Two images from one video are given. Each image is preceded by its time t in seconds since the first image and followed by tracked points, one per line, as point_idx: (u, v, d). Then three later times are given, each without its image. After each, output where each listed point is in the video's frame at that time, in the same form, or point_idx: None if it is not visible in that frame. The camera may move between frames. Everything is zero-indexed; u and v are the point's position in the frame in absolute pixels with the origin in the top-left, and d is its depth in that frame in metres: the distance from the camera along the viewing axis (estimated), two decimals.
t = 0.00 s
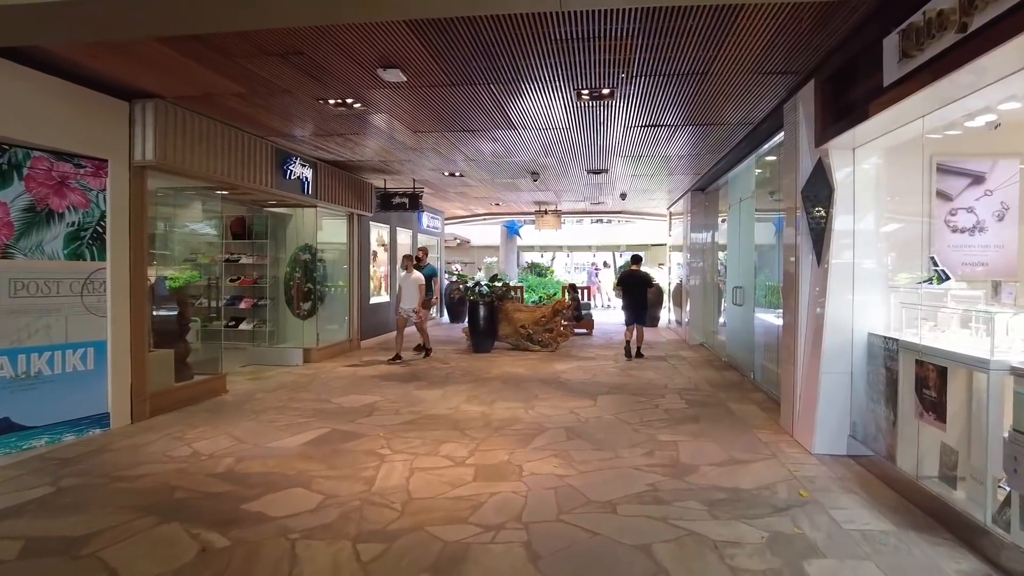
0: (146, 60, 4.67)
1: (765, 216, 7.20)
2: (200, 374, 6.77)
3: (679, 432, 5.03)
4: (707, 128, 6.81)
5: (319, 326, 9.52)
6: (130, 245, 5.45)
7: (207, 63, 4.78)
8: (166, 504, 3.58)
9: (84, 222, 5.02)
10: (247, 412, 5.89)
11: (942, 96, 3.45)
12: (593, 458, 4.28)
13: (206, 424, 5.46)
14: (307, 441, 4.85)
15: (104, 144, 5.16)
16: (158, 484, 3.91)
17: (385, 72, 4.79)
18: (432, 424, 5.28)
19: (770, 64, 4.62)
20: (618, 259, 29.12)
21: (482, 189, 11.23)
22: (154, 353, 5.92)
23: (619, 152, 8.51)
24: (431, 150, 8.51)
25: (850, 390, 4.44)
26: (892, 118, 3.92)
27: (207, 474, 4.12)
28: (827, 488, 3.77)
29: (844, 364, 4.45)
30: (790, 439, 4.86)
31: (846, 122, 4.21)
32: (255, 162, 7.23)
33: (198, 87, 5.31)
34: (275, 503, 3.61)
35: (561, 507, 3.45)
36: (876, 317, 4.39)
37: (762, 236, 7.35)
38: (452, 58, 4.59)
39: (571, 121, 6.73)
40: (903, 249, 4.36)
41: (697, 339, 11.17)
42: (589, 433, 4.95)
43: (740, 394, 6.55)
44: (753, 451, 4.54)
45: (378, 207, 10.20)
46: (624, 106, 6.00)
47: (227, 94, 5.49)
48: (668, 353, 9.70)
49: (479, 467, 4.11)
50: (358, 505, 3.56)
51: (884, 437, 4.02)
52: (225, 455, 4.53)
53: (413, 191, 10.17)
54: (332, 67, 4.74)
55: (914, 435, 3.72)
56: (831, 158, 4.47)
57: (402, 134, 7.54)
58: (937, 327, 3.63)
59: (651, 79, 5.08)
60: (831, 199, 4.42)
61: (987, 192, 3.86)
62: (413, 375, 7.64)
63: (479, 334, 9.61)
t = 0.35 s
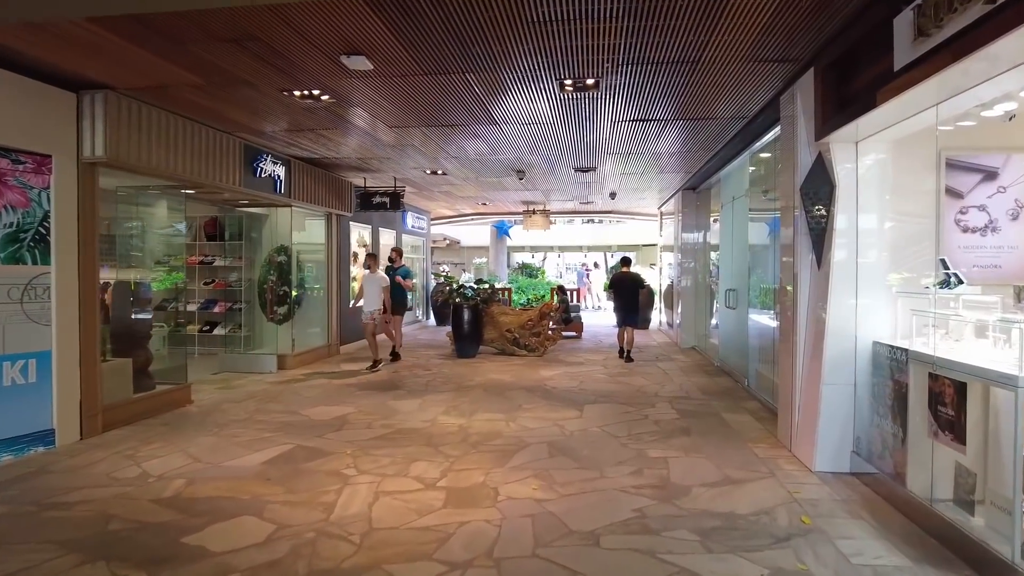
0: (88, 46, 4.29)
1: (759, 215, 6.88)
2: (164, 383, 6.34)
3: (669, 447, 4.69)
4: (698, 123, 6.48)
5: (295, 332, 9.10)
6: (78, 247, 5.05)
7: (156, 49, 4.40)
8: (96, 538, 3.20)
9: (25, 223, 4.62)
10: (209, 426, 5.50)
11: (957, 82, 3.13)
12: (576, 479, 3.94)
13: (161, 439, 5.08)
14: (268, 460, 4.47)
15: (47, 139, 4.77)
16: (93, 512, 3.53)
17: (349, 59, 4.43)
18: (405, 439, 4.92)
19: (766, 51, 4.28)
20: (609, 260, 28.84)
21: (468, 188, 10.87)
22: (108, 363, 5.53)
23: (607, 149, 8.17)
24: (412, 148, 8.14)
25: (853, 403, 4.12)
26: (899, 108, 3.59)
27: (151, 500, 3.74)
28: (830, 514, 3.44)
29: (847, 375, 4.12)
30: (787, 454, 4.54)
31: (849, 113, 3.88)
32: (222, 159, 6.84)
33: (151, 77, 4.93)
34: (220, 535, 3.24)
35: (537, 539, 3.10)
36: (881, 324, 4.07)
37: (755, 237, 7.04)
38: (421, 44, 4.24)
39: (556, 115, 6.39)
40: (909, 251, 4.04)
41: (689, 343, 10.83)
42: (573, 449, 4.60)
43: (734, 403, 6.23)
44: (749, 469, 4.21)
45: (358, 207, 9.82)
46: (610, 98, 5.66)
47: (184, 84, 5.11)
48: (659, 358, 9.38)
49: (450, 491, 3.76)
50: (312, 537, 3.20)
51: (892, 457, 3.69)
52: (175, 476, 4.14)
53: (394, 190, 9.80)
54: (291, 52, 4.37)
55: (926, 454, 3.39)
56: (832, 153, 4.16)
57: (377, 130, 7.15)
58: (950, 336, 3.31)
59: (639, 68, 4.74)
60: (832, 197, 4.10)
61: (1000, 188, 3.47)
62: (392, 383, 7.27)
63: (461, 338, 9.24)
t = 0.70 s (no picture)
0: (23, 22, 3.89)
1: (757, 212, 6.55)
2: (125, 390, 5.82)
3: (664, 461, 4.35)
4: (693, 114, 6.14)
5: (271, 334, 8.61)
6: (21, 244, 4.63)
7: (99, 26, 4.01)
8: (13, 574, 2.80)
9: None
10: (168, 437, 5.10)
11: (987, 58, 2.78)
12: (562, 500, 3.59)
13: (113, 452, 4.67)
14: (225, 478, 4.08)
15: None
16: (17, 542, 3.13)
17: (313, 37, 4.05)
18: (378, 454, 4.54)
19: (769, 31, 3.93)
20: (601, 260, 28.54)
21: (454, 185, 10.49)
22: (60, 369, 5.11)
23: (596, 143, 7.82)
24: (393, 141, 7.75)
25: (865, 414, 3.78)
26: (918, 91, 3.25)
27: (87, 526, 3.34)
28: (844, 541, 3.09)
29: (857, 384, 3.77)
30: (791, 470, 4.19)
31: (862, 97, 3.53)
32: (189, 151, 6.43)
33: (101, 59, 4.53)
34: (159, 569, 2.85)
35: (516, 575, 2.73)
36: (895, 329, 3.72)
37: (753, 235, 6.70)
38: (392, 21, 3.87)
39: (543, 105, 6.03)
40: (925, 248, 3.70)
41: (683, 345, 10.49)
42: (559, 465, 4.24)
43: (731, 411, 5.89)
44: (751, 487, 3.86)
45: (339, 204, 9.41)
46: (600, 86, 5.31)
47: (138, 66, 4.71)
48: (653, 361, 9.03)
49: (421, 516, 3.39)
50: (261, 572, 2.82)
51: (910, 476, 3.35)
52: (119, 497, 3.74)
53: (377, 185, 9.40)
54: (249, 28, 3.98)
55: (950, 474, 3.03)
56: (842, 142, 3.81)
57: (354, 122, 6.75)
58: (978, 343, 2.96)
59: (632, 50, 4.37)
60: (841, 190, 3.76)
61: None
62: (371, 390, 6.90)
63: (446, 341, 8.84)
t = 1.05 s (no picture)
0: None
1: (753, 208, 6.21)
2: (81, 395, 5.46)
3: (653, 475, 3.99)
4: (686, 101, 5.79)
5: (245, 335, 8.22)
6: None
7: None
8: None
9: None
10: (118, 447, 4.70)
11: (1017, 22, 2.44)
12: (539, 522, 3.23)
13: (54, 464, 4.27)
14: (170, 495, 3.70)
15: None
16: None
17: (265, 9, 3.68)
18: (343, 468, 4.17)
19: (769, 3, 3.58)
20: (594, 259, 28.22)
21: (438, 180, 10.12)
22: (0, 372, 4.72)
23: (585, 134, 7.47)
24: (372, 132, 7.37)
25: (874, 425, 3.43)
26: (934, 65, 2.91)
27: None
28: (854, 571, 2.74)
29: (866, 393, 3.42)
30: (791, 485, 3.84)
31: (870, 74, 3.19)
32: (150, 141, 6.04)
33: (38, 35, 4.16)
34: None
35: None
36: (906, 331, 3.38)
37: (748, 232, 6.36)
38: None
39: (526, 92, 5.67)
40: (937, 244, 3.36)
41: (676, 346, 10.16)
42: (538, 480, 3.88)
43: (726, 417, 5.55)
44: (747, 505, 3.51)
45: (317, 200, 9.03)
46: (586, 69, 4.95)
47: (80, 44, 4.33)
48: (644, 363, 8.69)
49: (379, 541, 3.03)
50: None
51: (926, 495, 3.00)
52: (45, 518, 3.34)
53: (357, 180, 9.03)
54: None
55: (973, 495, 2.69)
56: (848, 126, 3.47)
57: (327, 111, 6.38)
58: (1002, 347, 2.61)
59: (618, 27, 4.02)
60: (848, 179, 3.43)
61: None
62: (346, 395, 6.53)
63: (429, 343, 8.45)
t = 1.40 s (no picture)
0: None
1: (748, 208, 5.87)
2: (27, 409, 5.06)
3: (641, 501, 3.63)
4: (678, 93, 5.44)
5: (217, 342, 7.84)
6: None
7: None
8: None
9: None
10: (60, 467, 4.31)
11: None
12: (509, 562, 2.87)
13: None
14: (103, 528, 3.32)
15: None
16: None
17: None
18: (301, 495, 3.80)
19: None
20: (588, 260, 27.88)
21: (422, 179, 9.75)
22: None
23: (572, 129, 7.11)
24: (347, 128, 7.01)
25: (886, 449, 3.06)
26: (955, 44, 2.55)
27: None
28: None
29: (877, 413, 3.06)
30: (793, 512, 3.49)
31: (881, 56, 2.83)
32: (106, 137, 5.64)
33: None
34: None
35: None
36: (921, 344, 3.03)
37: (743, 233, 6.02)
38: None
39: (507, 84, 5.32)
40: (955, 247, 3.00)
41: (669, 351, 9.81)
42: (514, 509, 3.52)
43: (721, 431, 5.20)
44: (744, 538, 3.15)
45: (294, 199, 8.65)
46: (568, 57, 4.60)
47: (10, 28, 3.95)
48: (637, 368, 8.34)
49: None
50: None
51: (947, 533, 2.65)
52: None
53: (336, 179, 8.66)
54: None
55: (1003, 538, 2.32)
56: (856, 116, 3.11)
57: (297, 105, 6.00)
58: None
59: (602, 6, 3.66)
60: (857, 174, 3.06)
61: None
62: (319, 408, 6.16)
63: (411, 349, 8.07)
